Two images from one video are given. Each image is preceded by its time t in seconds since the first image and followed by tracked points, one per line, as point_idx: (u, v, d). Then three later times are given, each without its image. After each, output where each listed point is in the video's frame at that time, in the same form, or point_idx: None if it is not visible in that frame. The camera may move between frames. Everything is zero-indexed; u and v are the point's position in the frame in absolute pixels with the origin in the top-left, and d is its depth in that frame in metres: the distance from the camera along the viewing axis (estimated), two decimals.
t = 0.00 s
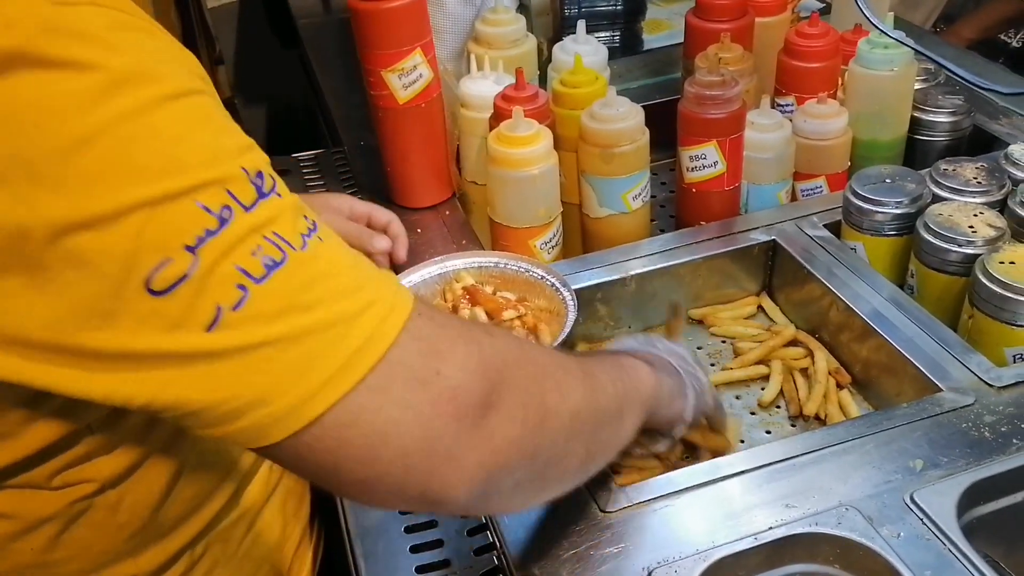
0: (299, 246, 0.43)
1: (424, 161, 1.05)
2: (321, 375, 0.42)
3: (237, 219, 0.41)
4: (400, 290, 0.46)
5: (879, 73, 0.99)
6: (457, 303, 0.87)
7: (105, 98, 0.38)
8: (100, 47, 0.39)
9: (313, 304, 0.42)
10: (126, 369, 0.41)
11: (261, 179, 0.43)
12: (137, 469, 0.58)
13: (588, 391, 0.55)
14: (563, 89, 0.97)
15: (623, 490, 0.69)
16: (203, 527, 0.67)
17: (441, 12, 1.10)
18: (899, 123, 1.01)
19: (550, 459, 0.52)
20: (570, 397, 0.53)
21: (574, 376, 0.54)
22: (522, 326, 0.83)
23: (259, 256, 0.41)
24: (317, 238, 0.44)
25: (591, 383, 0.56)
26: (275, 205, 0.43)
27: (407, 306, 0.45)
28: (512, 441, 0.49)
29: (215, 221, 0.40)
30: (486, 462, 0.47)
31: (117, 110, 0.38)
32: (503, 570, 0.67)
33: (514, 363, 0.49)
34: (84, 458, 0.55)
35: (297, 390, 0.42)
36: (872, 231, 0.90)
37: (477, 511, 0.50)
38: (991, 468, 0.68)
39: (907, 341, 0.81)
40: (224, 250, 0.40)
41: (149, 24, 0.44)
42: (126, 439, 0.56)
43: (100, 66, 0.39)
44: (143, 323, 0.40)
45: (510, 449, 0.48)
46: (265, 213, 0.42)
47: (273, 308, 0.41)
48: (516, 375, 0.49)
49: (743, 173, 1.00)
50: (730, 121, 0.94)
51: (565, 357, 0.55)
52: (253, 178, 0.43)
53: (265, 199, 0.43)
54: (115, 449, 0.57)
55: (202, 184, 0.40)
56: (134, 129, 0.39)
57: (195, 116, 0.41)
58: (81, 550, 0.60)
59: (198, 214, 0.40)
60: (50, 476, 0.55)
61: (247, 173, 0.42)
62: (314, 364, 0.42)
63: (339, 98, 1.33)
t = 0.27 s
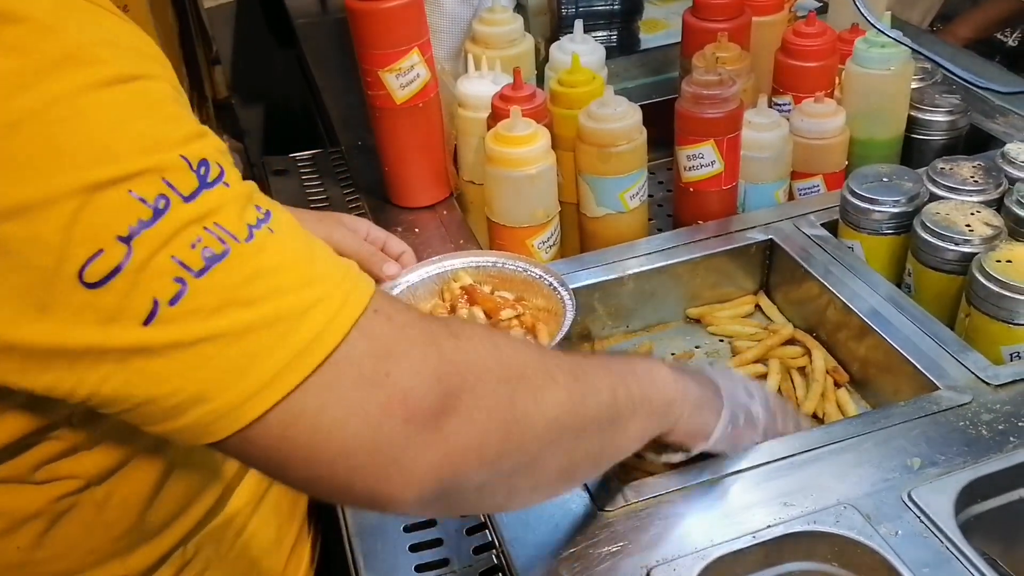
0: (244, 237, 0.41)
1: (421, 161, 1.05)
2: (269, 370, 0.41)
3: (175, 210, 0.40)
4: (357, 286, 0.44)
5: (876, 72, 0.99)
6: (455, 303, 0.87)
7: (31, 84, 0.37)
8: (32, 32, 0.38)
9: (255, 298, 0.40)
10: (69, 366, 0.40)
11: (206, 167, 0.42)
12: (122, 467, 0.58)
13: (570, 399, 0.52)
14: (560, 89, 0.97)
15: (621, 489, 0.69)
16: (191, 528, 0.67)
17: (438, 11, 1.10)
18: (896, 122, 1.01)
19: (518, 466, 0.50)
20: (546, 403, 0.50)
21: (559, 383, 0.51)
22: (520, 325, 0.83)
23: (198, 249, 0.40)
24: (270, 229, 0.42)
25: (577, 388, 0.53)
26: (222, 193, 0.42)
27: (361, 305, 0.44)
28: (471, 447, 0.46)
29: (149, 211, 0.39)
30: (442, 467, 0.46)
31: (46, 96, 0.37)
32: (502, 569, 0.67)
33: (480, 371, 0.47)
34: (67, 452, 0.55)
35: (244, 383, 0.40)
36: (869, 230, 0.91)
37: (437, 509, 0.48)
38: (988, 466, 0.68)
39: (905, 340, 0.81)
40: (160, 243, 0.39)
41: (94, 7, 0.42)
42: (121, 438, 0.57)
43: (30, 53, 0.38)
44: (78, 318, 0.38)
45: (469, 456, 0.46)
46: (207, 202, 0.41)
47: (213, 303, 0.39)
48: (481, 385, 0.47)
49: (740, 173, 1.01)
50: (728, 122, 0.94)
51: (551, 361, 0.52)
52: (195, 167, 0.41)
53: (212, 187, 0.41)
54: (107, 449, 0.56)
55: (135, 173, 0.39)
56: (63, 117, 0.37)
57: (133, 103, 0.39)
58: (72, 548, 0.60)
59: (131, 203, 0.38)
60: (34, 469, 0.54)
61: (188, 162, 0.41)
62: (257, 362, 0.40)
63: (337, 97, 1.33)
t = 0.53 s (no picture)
0: (228, 261, 0.42)
1: (421, 162, 1.05)
2: (240, 395, 0.42)
3: (161, 232, 0.40)
4: (335, 307, 0.45)
5: (875, 72, 0.99)
6: (455, 303, 0.88)
7: (18, 105, 0.37)
8: (26, 48, 0.38)
9: (236, 322, 0.42)
10: (51, 371, 0.41)
11: (194, 187, 0.42)
12: (113, 464, 0.58)
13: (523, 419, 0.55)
14: (559, 88, 0.97)
15: (622, 490, 0.69)
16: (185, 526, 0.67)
17: (438, 11, 1.10)
18: (895, 121, 1.01)
19: (472, 478, 0.53)
20: (502, 421, 0.53)
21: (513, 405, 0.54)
22: (520, 325, 0.83)
23: (182, 273, 0.41)
24: (254, 249, 0.43)
25: (534, 408, 0.56)
26: (209, 214, 0.42)
27: (339, 326, 0.45)
28: (426, 461, 0.49)
29: (137, 234, 0.40)
30: (398, 481, 0.48)
31: (34, 118, 0.37)
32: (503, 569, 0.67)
33: (446, 390, 0.50)
34: (59, 450, 0.55)
35: (228, 396, 0.42)
36: (869, 229, 0.91)
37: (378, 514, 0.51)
38: (989, 465, 0.68)
39: (904, 339, 0.81)
40: (146, 266, 0.40)
41: (86, 9, 0.41)
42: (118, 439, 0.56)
43: (21, 66, 0.38)
44: (60, 330, 0.40)
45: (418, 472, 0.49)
46: (195, 223, 0.42)
47: (194, 326, 0.41)
48: (446, 408, 0.50)
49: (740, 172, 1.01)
50: (728, 122, 0.94)
51: (511, 382, 0.55)
52: (184, 188, 0.41)
53: (199, 208, 0.42)
54: (100, 447, 0.56)
55: (124, 196, 0.39)
56: (49, 141, 0.38)
57: (123, 127, 0.40)
58: (63, 543, 0.60)
59: (120, 226, 0.39)
60: (29, 464, 0.54)
61: (177, 183, 0.41)
62: (234, 383, 0.42)
63: (336, 97, 1.33)
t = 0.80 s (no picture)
0: (246, 244, 0.44)
1: (416, 163, 1.05)
2: (264, 370, 0.44)
3: (185, 219, 0.43)
4: (343, 282, 0.48)
5: (870, 72, 0.99)
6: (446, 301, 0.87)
7: (50, 101, 0.39)
8: (44, 50, 0.40)
9: (258, 300, 0.44)
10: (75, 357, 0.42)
11: (207, 177, 0.44)
12: (107, 459, 0.59)
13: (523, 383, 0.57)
14: (554, 89, 0.97)
15: (616, 492, 0.69)
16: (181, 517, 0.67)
17: (433, 12, 1.10)
18: (890, 121, 1.01)
19: (476, 446, 0.54)
20: (505, 383, 0.55)
21: (511, 368, 0.56)
22: (512, 321, 0.83)
23: (209, 256, 0.43)
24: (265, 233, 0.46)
25: (531, 374, 0.58)
26: (221, 202, 0.45)
27: (349, 301, 0.48)
28: (439, 423, 0.51)
29: (163, 221, 0.42)
30: (419, 440, 0.50)
31: (64, 114, 0.39)
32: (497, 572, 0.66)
33: (451, 352, 0.52)
34: (55, 448, 0.56)
35: (249, 376, 0.44)
36: (864, 230, 0.90)
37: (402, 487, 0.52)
38: (984, 467, 0.68)
39: (899, 340, 0.81)
40: (175, 249, 0.42)
41: (85, 15, 0.43)
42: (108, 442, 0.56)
43: (40, 66, 0.39)
44: (95, 319, 0.41)
45: (438, 431, 0.51)
46: (212, 210, 0.44)
47: (223, 305, 0.43)
48: (454, 369, 0.52)
49: (736, 172, 1.00)
50: (723, 122, 0.94)
51: (503, 348, 0.57)
52: (200, 177, 0.44)
53: (213, 196, 0.44)
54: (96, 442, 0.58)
55: (150, 186, 0.41)
56: (81, 134, 0.39)
57: (143, 120, 0.42)
58: (51, 544, 0.60)
59: (148, 216, 0.41)
60: (22, 465, 0.55)
61: (193, 172, 0.44)
62: (259, 360, 0.44)
63: (331, 98, 1.33)
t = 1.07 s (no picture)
0: (204, 238, 0.44)
1: (410, 162, 1.05)
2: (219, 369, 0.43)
3: (138, 210, 0.42)
4: (310, 284, 0.47)
5: (862, 70, 0.99)
6: (442, 301, 0.88)
7: (4, 87, 0.39)
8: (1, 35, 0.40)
9: (215, 296, 0.43)
10: (37, 352, 0.42)
11: (167, 169, 0.44)
12: (96, 454, 0.59)
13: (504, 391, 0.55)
14: (548, 89, 0.97)
15: (608, 490, 0.69)
16: (175, 511, 0.68)
17: (427, 12, 1.10)
18: (883, 120, 1.01)
19: (452, 453, 0.53)
20: (485, 392, 0.54)
21: (492, 376, 0.54)
22: (506, 320, 0.84)
23: (159, 249, 0.42)
24: (227, 229, 0.45)
25: (515, 380, 0.56)
26: (182, 193, 0.44)
27: (315, 300, 0.47)
28: (410, 430, 0.50)
29: (114, 212, 0.41)
30: (381, 454, 0.49)
31: (16, 98, 0.39)
32: (490, 570, 0.67)
33: (425, 360, 0.51)
34: (46, 443, 0.56)
35: (206, 373, 0.43)
36: (856, 228, 0.91)
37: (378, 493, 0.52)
38: (974, 463, 0.69)
39: (891, 337, 0.81)
40: (124, 241, 0.41)
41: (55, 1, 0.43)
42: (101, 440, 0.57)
43: None
44: (42, 309, 0.41)
45: (405, 443, 0.50)
46: (169, 203, 0.43)
47: (173, 300, 0.42)
48: (422, 379, 0.50)
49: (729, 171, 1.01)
50: (715, 121, 0.94)
51: (486, 355, 0.55)
52: (157, 169, 0.43)
53: (173, 188, 0.44)
54: (81, 438, 0.58)
55: (101, 175, 0.41)
56: (32, 123, 0.39)
57: (104, 108, 0.42)
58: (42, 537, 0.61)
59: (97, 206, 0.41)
60: (13, 457, 0.55)
61: (151, 164, 0.43)
62: (213, 355, 0.43)
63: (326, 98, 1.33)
